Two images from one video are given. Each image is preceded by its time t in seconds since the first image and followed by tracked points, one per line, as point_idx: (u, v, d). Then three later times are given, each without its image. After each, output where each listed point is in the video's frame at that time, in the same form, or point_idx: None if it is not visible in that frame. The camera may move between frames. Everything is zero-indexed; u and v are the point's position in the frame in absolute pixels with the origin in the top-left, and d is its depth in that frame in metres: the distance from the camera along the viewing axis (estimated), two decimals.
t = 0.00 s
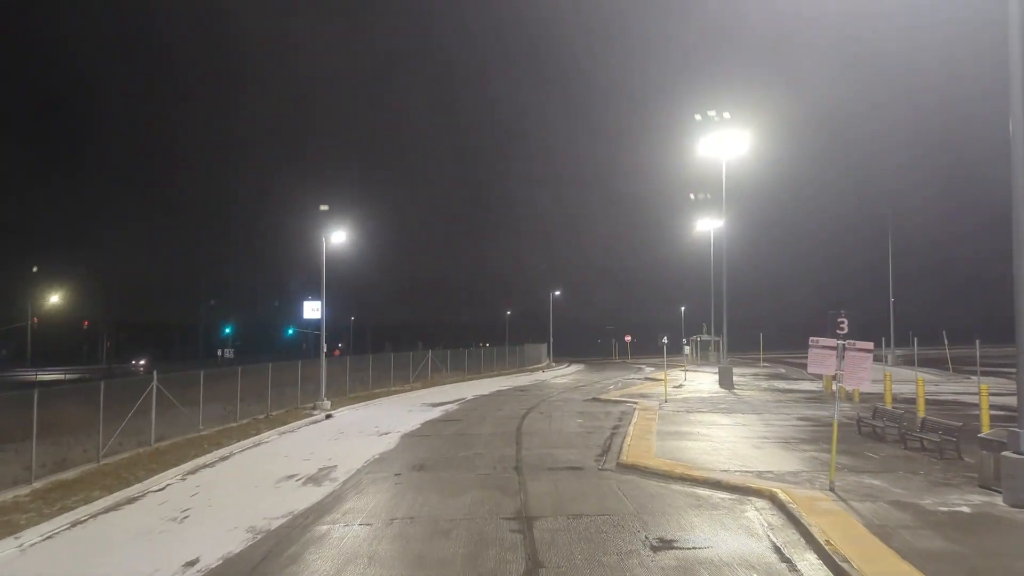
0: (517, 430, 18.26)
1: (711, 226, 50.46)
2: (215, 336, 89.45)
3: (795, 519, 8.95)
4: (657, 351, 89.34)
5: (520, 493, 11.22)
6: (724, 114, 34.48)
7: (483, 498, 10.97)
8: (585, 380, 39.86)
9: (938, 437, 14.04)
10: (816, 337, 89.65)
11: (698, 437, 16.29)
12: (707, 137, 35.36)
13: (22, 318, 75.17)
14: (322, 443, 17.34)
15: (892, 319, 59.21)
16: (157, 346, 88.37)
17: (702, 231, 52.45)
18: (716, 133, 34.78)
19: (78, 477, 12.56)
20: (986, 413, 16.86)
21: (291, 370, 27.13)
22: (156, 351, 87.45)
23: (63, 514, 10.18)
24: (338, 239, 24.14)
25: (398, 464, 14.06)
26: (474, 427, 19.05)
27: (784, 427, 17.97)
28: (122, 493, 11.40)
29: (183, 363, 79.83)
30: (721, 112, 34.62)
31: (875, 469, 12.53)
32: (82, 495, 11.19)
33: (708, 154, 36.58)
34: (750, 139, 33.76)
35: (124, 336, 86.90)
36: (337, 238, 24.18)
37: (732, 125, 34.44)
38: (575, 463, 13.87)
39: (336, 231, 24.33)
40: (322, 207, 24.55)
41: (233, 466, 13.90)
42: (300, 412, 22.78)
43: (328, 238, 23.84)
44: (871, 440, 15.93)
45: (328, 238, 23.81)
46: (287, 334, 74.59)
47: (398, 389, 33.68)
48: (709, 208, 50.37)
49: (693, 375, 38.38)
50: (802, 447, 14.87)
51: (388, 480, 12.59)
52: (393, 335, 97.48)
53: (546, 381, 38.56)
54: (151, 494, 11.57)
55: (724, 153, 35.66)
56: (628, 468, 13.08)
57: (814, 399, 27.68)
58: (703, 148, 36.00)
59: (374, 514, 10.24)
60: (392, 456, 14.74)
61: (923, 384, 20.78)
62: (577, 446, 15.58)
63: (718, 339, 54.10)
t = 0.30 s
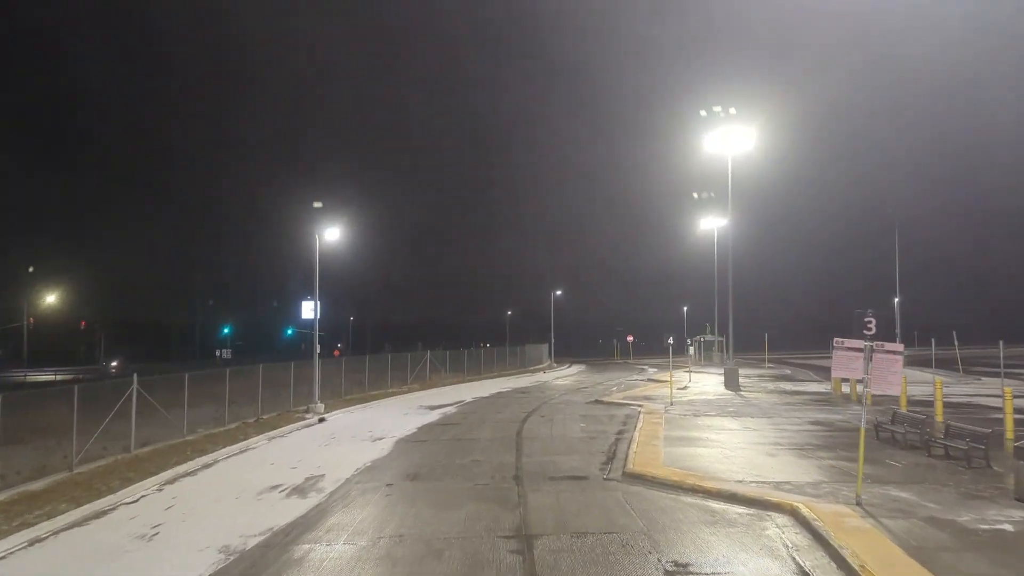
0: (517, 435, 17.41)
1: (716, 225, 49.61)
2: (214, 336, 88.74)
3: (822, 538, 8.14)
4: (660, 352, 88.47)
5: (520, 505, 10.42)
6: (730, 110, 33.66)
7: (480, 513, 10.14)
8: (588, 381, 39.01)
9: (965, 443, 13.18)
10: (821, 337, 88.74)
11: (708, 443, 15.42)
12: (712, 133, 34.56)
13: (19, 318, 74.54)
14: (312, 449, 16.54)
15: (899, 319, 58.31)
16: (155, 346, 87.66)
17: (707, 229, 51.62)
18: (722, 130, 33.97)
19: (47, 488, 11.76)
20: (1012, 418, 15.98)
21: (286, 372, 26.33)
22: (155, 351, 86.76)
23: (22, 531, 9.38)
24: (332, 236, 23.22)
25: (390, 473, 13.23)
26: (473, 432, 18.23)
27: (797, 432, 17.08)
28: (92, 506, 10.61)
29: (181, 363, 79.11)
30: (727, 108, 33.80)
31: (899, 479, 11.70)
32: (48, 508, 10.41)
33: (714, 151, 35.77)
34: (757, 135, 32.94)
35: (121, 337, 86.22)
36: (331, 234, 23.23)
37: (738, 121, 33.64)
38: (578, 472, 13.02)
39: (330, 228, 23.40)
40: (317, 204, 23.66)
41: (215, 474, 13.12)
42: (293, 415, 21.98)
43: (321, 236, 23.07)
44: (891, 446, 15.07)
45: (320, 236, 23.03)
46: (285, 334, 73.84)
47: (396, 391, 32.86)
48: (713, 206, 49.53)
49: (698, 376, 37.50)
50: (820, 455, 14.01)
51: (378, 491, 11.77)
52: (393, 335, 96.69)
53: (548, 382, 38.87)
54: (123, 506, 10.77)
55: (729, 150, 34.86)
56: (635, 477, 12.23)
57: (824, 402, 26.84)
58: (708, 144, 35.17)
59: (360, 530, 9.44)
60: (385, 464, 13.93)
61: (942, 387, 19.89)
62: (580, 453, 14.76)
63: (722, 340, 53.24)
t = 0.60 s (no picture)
0: (515, 440, 16.61)
1: (718, 223, 48.79)
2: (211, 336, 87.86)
3: (852, 561, 7.34)
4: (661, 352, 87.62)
5: (517, 520, 9.60)
6: (734, 105, 32.82)
7: (473, 528, 9.34)
8: (588, 382, 38.14)
9: (992, 451, 12.37)
10: (823, 337, 87.93)
11: (717, 450, 14.62)
12: (716, 128, 33.72)
13: (13, 318, 73.61)
14: (299, 455, 15.71)
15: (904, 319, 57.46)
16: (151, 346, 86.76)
17: (709, 227, 50.78)
18: (726, 125, 33.16)
19: (8, 499, 10.96)
20: None
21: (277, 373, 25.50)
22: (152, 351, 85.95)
23: None
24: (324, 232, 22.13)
25: (380, 482, 12.44)
26: (469, 437, 17.40)
27: (810, 437, 16.26)
28: (53, 521, 9.79)
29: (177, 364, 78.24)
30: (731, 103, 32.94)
31: (925, 491, 10.88)
32: (5, 524, 9.59)
33: (717, 147, 34.93)
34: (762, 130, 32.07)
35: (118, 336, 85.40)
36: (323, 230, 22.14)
37: (742, 116, 32.78)
38: (580, 481, 12.21)
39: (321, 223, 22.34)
40: (308, 200, 22.63)
41: (193, 484, 12.30)
42: (283, 419, 21.13)
43: (312, 232, 22.21)
44: (911, 453, 14.25)
45: (311, 232, 22.15)
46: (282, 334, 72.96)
47: (391, 392, 32.00)
48: (716, 204, 48.70)
49: (701, 378, 36.67)
50: (837, 463, 13.19)
51: (365, 504, 10.97)
52: (392, 335, 95.85)
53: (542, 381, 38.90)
54: (86, 521, 9.95)
55: (733, 145, 34.00)
56: (642, 489, 11.43)
57: (833, 404, 26.01)
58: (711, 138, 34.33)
59: (342, 549, 8.62)
60: (374, 473, 13.10)
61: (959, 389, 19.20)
62: (582, 460, 13.95)
63: (725, 340, 52.42)
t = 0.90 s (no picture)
0: (511, 447, 15.78)
1: (721, 222, 47.99)
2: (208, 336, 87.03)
3: None
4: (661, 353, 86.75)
5: (512, 539, 8.79)
6: (739, 100, 31.98)
7: (465, 548, 8.53)
8: (589, 384, 37.30)
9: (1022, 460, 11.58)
10: (825, 337, 87.08)
11: (726, 457, 13.79)
12: (720, 123, 32.91)
13: (6, 319, 72.72)
14: (285, 463, 14.91)
15: (908, 319, 56.57)
16: (147, 347, 85.89)
17: (711, 226, 49.97)
18: (730, 121, 32.34)
19: None
20: None
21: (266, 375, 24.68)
22: (147, 352, 85.09)
23: None
24: (313, 228, 21.29)
25: (366, 494, 11.63)
26: (464, 443, 16.59)
27: (824, 443, 15.43)
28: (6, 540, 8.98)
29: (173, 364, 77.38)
30: (735, 98, 32.13)
31: (953, 505, 10.11)
32: None
33: (721, 143, 34.13)
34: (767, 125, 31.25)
35: (113, 337, 84.54)
36: (313, 227, 21.32)
37: (747, 111, 31.96)
38: (580, 493, 11.39)
39: (311, 219, 21.50)
40: (298, 196, 21.81)
41: (166, 496, 11.49)
42: (271, 422, 20.34)
43: (303, 229, 21.41)
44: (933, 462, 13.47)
45: (302, 229, 21.34)
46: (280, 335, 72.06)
47: (387, 394, 31.20)
48: (718, 203, 47.92)
49: (704, 379, 35.82)
50: (854, 474, 12.36)
51: (348, 519, 10.16)
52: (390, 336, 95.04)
53: (537, 381, 39.11)
54: (43, 539, 9.15)
55: (738, 141, 33.18)
56: (647, 501, 10.61)
57: (841, 407, 25.23)
58: (716, 134, 33.53)
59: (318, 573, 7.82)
60: (361, 483, 12.31)
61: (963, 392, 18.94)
62: (582, 469, 13.16)
63: (727, 341, 51.64)
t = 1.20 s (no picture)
0: (507, 453, 15.02)
1: (723, 220, 47.33)
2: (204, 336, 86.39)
3: None
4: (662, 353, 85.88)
5: (504, 559, 8.03)
6: (742, 94, 31.29)
7: (453, 569, 7.74)
8: (588, 385, 36.62)
9: None
10: (828, 337, 86.22)
11: (734, 465, 12.99)
12: (722, 118, 32.21)
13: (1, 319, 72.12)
14: (269, 470, 14.15)
15: (914, 319, 55.66)
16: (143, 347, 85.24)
17: (712, 225, 49.28)
18: (733, 115, 31.63)
19: None
20: None
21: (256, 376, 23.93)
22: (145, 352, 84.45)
23: None
24: (303, 224, 20.63)
25: (351, 506, 10.85)
26: (458, 448, 15.84)
27: (836, 449, 14.63)
28: None
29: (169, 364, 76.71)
30: (738, 93, 31.43)
31: (983, 518, 9.37)
32: None
33: (724, 139, 33.41)
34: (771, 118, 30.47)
35: (110, 337, 83.95)
36: (302, 222, 20.66)
37: (751, 106, 31.23)
38: (579, 505, 10.62)
39: (300, 215, 20.85)
40: (287, 191, 21.13)
41: (136, 509, 10.74)
42: (259, 426, 19.60)
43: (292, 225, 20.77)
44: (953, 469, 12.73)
45: (291, 225, 20.67)
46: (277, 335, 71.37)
47: (382, 396, 30.50)
48: (720, 201, 47.24)
49: (707, 380, 34.96)
50: (873, 485, 11.56)
51: (328, 534, 9.36)
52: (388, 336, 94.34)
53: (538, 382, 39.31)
54: None
55: (741, 136, 32.44)
56: (651, 515, 9.83)
57: (848, 409, 24.51)
58: (720, 130, 32.84)
59: None
60: (346, 493, 11.55)
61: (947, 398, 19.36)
62: (582, 477, 12.41)
63: (728, 341, 50.96)
